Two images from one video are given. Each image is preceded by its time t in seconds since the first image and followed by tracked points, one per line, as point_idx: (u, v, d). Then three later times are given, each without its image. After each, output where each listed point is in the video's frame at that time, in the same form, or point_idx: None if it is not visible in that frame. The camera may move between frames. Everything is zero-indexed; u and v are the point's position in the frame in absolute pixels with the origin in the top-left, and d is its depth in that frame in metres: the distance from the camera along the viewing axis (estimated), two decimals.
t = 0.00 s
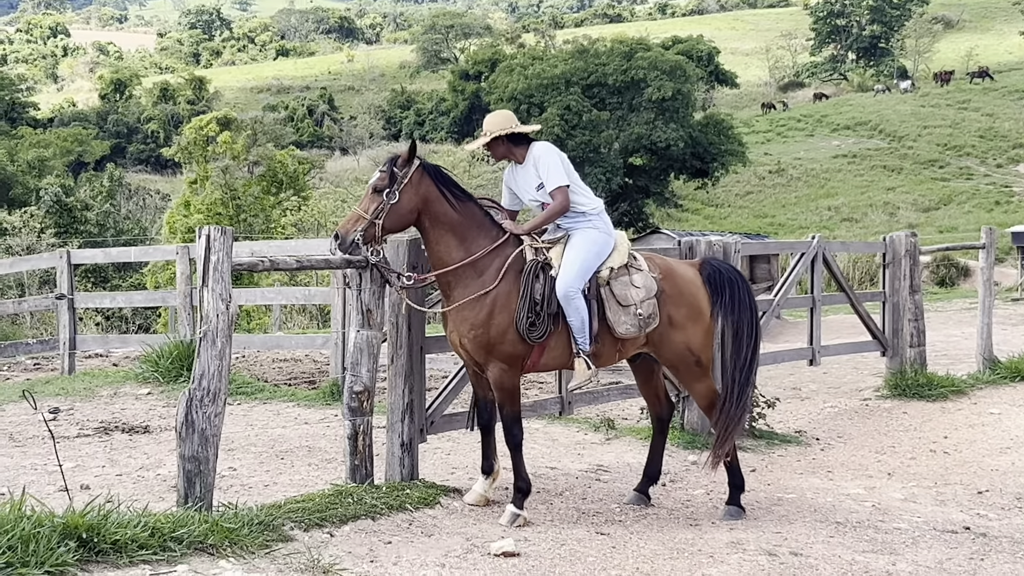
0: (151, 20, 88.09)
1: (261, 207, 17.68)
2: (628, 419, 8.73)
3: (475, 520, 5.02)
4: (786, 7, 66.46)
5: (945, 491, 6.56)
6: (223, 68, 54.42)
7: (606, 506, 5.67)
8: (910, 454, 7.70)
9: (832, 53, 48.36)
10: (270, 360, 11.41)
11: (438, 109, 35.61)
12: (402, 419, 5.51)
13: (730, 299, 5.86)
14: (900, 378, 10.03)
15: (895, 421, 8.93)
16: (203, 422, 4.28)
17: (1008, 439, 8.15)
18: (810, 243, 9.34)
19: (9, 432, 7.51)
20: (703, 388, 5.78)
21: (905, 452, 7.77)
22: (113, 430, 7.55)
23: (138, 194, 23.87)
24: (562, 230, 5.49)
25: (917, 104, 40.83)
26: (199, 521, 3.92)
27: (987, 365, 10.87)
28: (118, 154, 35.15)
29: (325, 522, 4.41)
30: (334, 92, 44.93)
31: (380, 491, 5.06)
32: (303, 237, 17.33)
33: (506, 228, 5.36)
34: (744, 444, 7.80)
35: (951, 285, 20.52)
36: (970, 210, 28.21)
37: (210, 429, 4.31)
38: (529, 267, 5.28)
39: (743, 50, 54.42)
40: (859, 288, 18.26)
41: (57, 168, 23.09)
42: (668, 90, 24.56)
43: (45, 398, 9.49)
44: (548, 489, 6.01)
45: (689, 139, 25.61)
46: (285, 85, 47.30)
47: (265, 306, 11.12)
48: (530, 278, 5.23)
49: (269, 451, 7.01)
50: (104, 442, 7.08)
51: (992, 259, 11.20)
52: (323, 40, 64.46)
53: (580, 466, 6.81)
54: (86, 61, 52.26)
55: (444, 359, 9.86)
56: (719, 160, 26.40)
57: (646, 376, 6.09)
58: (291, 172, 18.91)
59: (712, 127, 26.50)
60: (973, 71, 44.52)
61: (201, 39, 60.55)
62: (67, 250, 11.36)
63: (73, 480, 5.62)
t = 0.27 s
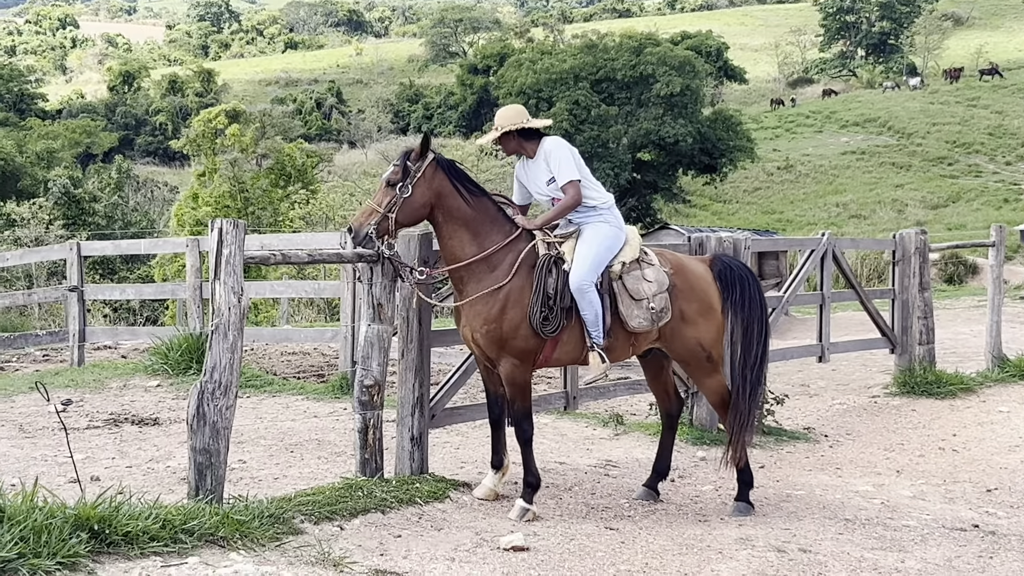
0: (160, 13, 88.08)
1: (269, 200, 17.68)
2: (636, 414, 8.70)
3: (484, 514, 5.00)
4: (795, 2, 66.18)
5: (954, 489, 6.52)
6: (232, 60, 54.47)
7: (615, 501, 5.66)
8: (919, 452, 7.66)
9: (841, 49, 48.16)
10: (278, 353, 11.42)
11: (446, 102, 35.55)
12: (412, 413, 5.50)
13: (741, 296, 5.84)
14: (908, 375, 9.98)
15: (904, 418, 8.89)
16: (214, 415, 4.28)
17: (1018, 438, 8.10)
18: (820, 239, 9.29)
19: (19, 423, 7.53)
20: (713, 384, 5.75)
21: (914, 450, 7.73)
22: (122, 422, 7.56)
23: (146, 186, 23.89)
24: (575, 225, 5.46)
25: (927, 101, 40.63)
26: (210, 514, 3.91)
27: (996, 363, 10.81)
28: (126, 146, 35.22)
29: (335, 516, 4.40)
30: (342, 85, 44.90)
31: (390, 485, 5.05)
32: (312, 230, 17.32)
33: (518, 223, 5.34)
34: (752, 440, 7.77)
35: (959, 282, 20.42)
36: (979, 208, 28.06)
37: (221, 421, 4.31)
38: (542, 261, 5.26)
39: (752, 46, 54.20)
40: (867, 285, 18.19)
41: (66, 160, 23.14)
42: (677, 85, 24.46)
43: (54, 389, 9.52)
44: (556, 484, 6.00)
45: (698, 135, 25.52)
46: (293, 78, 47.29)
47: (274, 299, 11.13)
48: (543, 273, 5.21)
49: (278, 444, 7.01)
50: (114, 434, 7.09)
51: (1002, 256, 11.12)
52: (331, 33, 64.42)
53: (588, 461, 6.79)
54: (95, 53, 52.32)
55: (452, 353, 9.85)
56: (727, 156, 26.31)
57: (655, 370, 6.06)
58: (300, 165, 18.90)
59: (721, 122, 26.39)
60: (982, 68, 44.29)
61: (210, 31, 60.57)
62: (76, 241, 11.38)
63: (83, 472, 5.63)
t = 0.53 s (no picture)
0: (166, 7, 87.99)
1: (274, 195, 17.71)
2: (639, 412, 8.69)
3: (487, 511, 5.01)
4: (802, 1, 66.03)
5: (957, 488, 6.51)
6: (238, 56, 54.47)
7: (618, 498, 5.66)
8: (921, 450, 7.66)
9: (846, 48, 48.04)
10: (282, 348, 11.45)
11: (452, 99, 35.54)
12: (416, 409, 5.51)
13: (745, 295, 5.84)
14: (912, 374, 9.96)
15: (907, 417, 8.87)
16: (218, 411, 4.29)
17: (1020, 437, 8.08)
18: (824, 238, 9.26)
19: (24, 417, 7.54)
20: (717, 382, 5.75)
21: (917, 449, 7.72)
22: (127, 416, 7.59)
23: (152, 180, 23.91)
24: (579, 223, 5.45)
25: (932, 100, 40.54)
26: (213, 509, 3.92)
27: (1000, 363, 10.78)
28: (131, 140, 35.25)
29: (338, 511, 4.41)
30: (348, 81, 44.90)
31: (393, 481, 5.06)
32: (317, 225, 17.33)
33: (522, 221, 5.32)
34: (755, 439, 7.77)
35: (963, 281, 20.38)
36: (984, 207, 27.99)
37: (225, 417, 4.31)
38: (547, 259, 5.26)
39: (758, 44, 54.12)
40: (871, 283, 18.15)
41: (71, 154, 23.16)
42: (682, 83, 24.43)
43: (58, 384, 9.53)
44: (560, 481, 6.00)
45: (703, 133, 25.49)
46: (299, 73, 47.31)
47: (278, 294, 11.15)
48: (549, 271, 5.20)
49: (282, 439, 7.03)
50: (118, 429, 7.11)
51: (1006, 256, 11.08)
52: (337, 29, 64.41)
53: (591, 458, 6.80)
54: (101, 48, 52.36)
55: (455, 349, 9.85)
56: (732, 154, 26.28)
57: (659, 368, 6.06)
58: (305, 160, 18.91)
59: (726, 121, 26.37)
60: (988, 67, 44.15)
61: (216, 27, 60.60)
62: (82, 235, 11.40)
63: (87, 466, 5.64)
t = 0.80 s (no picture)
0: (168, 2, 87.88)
1: (276, 189, 17.71)
2: (640, 407, 8.69)
3: (488, 504, 5.02)
4: None
5: (957, 484, 6.51)
6: (240, 50, 54.41)
7: (619, 493, 5.66)
8: (923, 446, 7.65)
9: (849, 44, 47.97)
10: (284, 342, 11.44)
11: (453, 94, 35.50)
12: (417, 403, 5.51)
13: (746, 291, 5.83)
14: (913, 370, 9.95)
15: (908, 413, 8.87)
16: (219, 403, 4.29)
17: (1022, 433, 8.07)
18: (825, 234, 9.25)
19: (25, 410, 7.56)
20: (719, 377, 5.75)
21: (918, 444, 7.72)
22: (128, 410, 7.60)
23: (153, 175, 23.90)
24: (579, 217, 5.45)
25: (934, 97, 40.47)
26: (215, 502, 3.92)
27: (1001, 359, 10.77)
28: (133, 135, 35.23)
29: (339, 504, 4.42)
30: (350, 76, 44.85)
31: (394, 474, 5.06)
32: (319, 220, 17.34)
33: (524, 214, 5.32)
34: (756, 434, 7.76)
35: (965, 278, 20.36)
36: (986, 203, 27.96)
37: (226, 410, 4.32)
38: (549, 253, 5.26)
39: (760, 40, 54.02)
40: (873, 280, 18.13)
41: (73, 148, 23.16)
42: (684, 79, 24.40)
43: (60, 377, 9.54)
44: (560, 475, 6.00)
45: (705, 128, 25.45)
46: (301, 68, 47.25)
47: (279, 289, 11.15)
48: (550, 265, 5.20)
49: (283, 432, 7.03)
50: (119, 422, 7.12)
51: (1007, 252, 11.05)
52: (339, 23, 64.35)
53: (592, 452, 6.80)
54: (103, 42, 52.30)
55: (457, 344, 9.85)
56: (734, 150, 26.24)
57: (660, 363, 6.06)
58: (307, 155, 18.91)
59: (728, 116, 26.33)
60: (991, 64, 44.07)
61: (218, 21, 60.51)
62: (83, 230, 11.40)
63: (88, 459, 5.65)
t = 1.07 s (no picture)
0: None
1: (274, 181, 17.69)
2: (637, 400, 8.70)
3: (485, 497, 5.03)
4: None
5: (954, 477, 6.53)
6: (238, 43, 54.29)
7: (615, 486, 5.67)
8: (920, 439, 7.67)
9: (848, 38, 47.93)
10: (281, 335, 11.45)
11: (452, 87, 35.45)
12: (414, 396, 5.51)
13: (743, 286, 5.83)
14: (911, 363, 9.97)
15: (905, 406, 8.89)
16: (216, 396, 4.28)
17: (1019, 427, 8.10)
18: (824, 227, 9.26)
19: (23, 402, 7.56)
20: (717, 371, 5.78)
21: (915, 438, 7.74)
22: (126, 402, 7.61)
23: (151, 168, 23.86)
24: (575, 209, 5.45)
25: (933, 90, 40.47)
26: (211, 494, 3.93)
27: (999, 352, 10.79)
28: (131, 127, 35.19)
29: (336, 497, 4.42)
30: (348, 69, 44.77)
31: (391, 467, 5.07)
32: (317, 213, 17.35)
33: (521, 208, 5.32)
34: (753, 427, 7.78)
35: (963, 272, 20.38)
36: (984, 197, 27.97)
37: (223, 402, 4.31)
38: (545, 246, 5.26)
39: (759, 33, 53.97)
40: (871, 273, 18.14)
41: (71, 140, 23.14)
42: (682, 72, 24.36)
43: (58, 370, 9.55)
44: (557, 468, 6.01)
45: (703, 122, 25.44)
46: (299, 61, 47.16)
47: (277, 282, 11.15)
48: (546, 259, 5.20)
49: (280, 425, 7.04)
50: (117, 414, 7.13)
51: (1005, 245, 11.06)
52: (338, 16, 64.25)
53: (589, 446, 6.81)
54: (101, 35, 52.19)
55: (455, 337, 9.85)
56: (732, 143, 26.23)
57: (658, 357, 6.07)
58: (305, 148, 18.88)
59: (726, 110, 26.32)
60: (990, 58, 44.02)
61: (217, 14, 60.41)
62: (81, 222, 11.39)
63: (85, 452, 5.65)
